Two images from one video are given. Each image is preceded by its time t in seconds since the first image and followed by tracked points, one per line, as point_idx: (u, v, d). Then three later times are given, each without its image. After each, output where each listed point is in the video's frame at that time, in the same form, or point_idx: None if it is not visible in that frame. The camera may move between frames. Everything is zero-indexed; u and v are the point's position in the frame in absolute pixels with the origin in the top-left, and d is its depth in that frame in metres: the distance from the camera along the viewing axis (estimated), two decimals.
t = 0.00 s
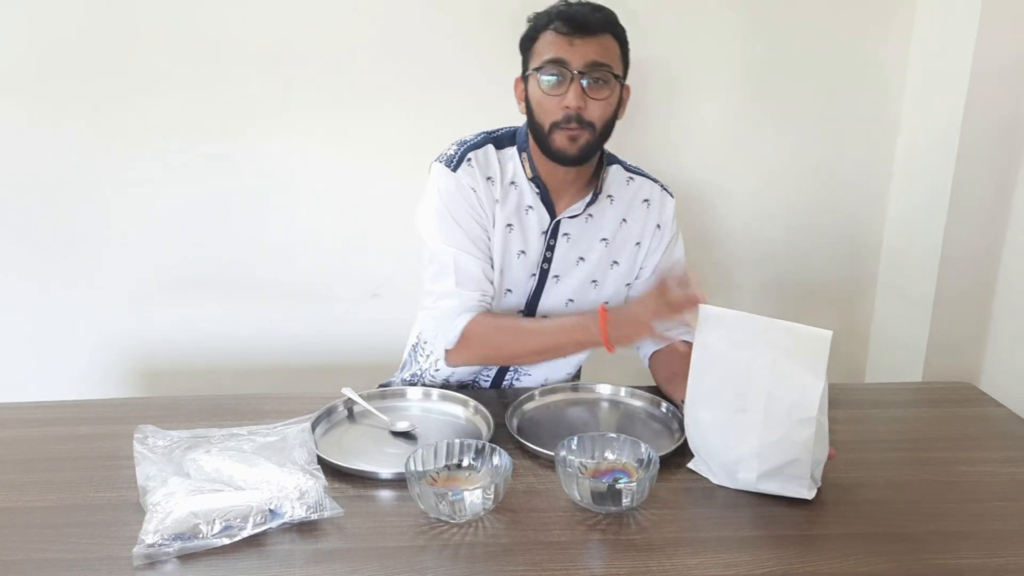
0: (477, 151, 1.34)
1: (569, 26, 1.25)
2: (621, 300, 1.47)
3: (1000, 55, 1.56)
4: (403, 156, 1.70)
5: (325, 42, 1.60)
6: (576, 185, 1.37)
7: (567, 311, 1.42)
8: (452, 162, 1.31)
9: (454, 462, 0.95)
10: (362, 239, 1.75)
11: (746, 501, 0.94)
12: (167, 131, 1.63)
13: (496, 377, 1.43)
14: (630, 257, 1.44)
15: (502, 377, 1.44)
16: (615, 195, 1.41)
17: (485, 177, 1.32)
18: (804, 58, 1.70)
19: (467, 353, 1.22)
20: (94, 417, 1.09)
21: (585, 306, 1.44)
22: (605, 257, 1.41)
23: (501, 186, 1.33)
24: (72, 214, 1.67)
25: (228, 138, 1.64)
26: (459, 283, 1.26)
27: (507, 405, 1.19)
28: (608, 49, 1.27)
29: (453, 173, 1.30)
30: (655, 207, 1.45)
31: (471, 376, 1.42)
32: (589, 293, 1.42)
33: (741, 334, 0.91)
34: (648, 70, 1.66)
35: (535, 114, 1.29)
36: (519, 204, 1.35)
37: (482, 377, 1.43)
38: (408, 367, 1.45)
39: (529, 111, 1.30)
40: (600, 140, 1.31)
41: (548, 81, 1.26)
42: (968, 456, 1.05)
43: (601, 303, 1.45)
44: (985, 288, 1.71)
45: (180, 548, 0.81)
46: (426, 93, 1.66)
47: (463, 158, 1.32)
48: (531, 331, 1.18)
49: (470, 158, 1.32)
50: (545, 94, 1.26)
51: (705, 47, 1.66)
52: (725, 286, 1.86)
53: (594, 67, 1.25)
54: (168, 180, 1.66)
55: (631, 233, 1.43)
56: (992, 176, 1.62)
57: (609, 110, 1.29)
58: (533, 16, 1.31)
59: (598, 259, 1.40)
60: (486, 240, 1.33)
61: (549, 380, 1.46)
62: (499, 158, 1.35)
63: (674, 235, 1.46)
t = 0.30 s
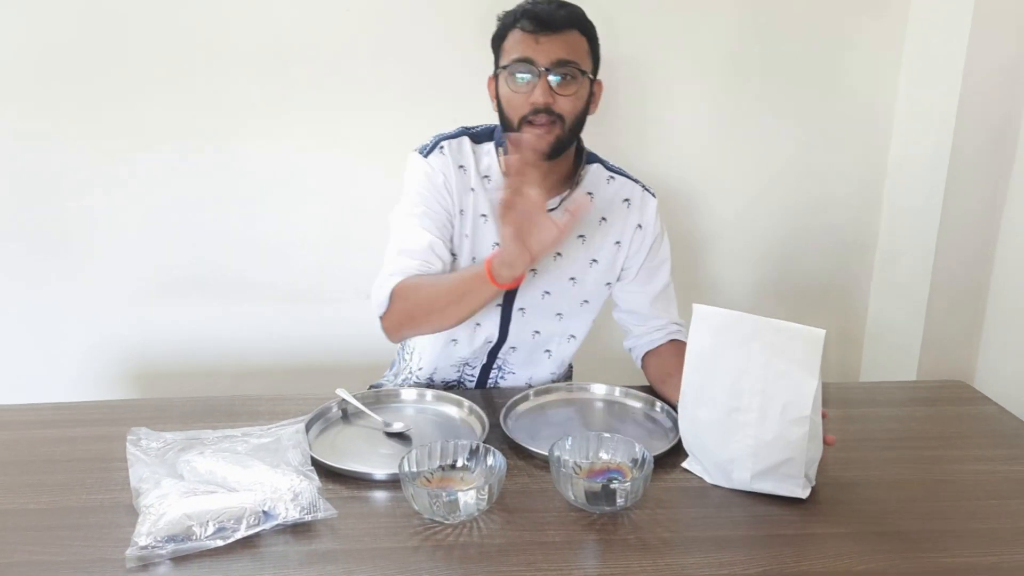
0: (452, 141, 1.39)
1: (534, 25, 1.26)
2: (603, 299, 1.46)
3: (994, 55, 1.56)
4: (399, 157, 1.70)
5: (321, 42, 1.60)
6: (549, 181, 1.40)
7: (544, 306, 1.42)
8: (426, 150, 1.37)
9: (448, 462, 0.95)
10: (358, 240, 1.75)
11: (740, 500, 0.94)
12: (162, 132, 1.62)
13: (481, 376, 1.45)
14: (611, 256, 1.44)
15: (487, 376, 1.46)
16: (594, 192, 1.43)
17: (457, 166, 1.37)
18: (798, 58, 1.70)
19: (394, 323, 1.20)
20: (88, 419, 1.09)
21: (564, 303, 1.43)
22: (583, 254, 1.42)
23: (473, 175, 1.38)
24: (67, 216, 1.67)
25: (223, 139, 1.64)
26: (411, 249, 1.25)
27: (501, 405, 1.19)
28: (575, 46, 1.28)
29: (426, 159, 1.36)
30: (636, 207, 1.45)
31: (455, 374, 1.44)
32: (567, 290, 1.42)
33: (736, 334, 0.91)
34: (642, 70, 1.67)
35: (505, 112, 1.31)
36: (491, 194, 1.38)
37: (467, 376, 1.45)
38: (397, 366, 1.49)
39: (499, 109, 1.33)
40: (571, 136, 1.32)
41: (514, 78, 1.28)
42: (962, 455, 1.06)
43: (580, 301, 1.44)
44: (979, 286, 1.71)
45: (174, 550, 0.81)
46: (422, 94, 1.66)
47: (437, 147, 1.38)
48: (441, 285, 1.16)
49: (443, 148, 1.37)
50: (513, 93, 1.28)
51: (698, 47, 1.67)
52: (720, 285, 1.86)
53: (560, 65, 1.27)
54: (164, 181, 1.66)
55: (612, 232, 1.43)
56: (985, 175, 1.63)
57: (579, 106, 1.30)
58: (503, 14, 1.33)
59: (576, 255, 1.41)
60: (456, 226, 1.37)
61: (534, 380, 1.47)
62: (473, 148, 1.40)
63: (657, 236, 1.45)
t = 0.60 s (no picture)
0: (431, 142, 1.40)
1: (493, 23, 1.27)
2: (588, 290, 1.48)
3: (989, 54, 1.56)
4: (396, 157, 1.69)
5: (316, 42, 1.60)
6: (531, 176, 1.40)
7: (530, 301, 1.43)
8: (405, 153, 1.39)
9: (445, 461, 0.95)
10: (355, 239, 1.74)
11: (737, 498, 0.94)
12: (157, 132, 1.62)
13: (474, 375, 1.46)
14: (593, 248, 1.46)
15: (479, 375, 1.46)
16: (575, 186, 1.44)
17: (437, 167, 1.38)
18: (792, 56, 1.70)
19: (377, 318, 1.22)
20: (83, 419, 1.09)
21: (550, 297, 1.44)
22: (566, 247, 1.44)
23: (453, 175, 1.38)
24: (61, 216, 1.66)
25: (218, 138, 1.64)
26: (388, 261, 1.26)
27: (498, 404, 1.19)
28: (536, 38, 1.28)
29: (404, 161, 1.37)
30: (616, 198, 1.47)
31: (448, 375, 1.44)
32: (552, 284, 1.44)
33: (733, 332, 0.91)
34: (637, 69, 1.67)
35: (474, 111, 1.33)
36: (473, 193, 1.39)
37: (460, 376, 1.45)
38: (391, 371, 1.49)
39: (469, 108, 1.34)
40: (545, 126, 1.33)
41: (479, 77, 1.29)
42: (958, 452, 1.06)
43: (565, 294, 1.45)
44: (975, 284, 1.72)
45: (170, 550, 0.81)
46: (418, 93, 1.65)
47: (416, 149, 1.38)
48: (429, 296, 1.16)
49: (421, 150, 1.38)
50: (479, 92, 1.30)
51: (693, 46, 1.67)
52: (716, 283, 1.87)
53: (523, 59, 1.28)
54: (159, 181, 1.65)
55: (593, 224, 1.46)
56: (980, 173, 1.63)
57: (546, 96, 1.31)
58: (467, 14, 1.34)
59: (559, 248, 1.43)
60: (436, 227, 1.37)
61: (526, 379, 1.47)
62: (452, 149, 1.41)
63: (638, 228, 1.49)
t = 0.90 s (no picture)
0: (407, 146, 1.41)
1: (433, 44, 1.26)
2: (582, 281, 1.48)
3: (987, 51, 1.57)
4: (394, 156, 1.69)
5: (314, 41, 1.59)
6: (512, 175, 1.39)
7: (524, 296, 1.43)
8: (381, 157, 1.42)
9: (445, 460, 0.95)
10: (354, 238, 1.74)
11: (737, 496, 0.94)
12: (155, 131, 1.62)
13: (473, 373, 1.45)
14: (583, 238, 1.45)
15: (479, 373, 1.45)
16: (558, 178, 1.42)
17: (410, 171, 1.41)
18: (790, 54, 1.70)
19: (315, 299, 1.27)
20: (81, 419, 1.08)
21: (544, 291, 1.44)
22: (555, 240, 1.43)
23: (427, 179, 1.41)
24: (59, 216, 1.66)
25: (216, 138, 1.63)
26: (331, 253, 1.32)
27: (497, 402, 1.19)
28: (477, 56, 1.26)
29: (378, 166, 1.42)
30: (602, 187, 1.45)
31: (447, 374, 1.45)
32: (544, 278, 1.43)
33: (731, 329, 0.91)
34: (635, 67, 1.67)
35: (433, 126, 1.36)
36: (453, 194, 1.40)
37: (460, 374, 1.46)
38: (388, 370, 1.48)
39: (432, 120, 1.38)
40: (495, 141, 1.31)
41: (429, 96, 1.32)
42: (958, 449, 1.06)
43: (560, 286, 1.45)
44: (973, 281, 1.72)
45: (169, 550, 0.81)
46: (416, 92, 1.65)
47: (390, 153, 1.41)
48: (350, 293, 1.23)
49: (395, 155, 1.41)
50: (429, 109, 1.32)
51: (692, 44, 1.67)
52: (714, 281, 1.87)
53: (462, 80, 1.27)
54: (157, 180, 1.65)
55: (580, 214, 1.44)
56: (978, 171, 1.63)
57: (490, 115, 1.29)
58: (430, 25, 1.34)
59: (547, 241, 1.42)
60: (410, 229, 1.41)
61: (525, 376, 1.46)
62: (427, 152, 1.41)
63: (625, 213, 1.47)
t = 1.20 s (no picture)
0: (378, 148, 1.41)
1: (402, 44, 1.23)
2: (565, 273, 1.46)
3: (986, 51, 1.57)
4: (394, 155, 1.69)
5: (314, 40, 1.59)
6: (486, 172, 1.37)
7: (507, 292, 1.42)
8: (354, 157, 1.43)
9: (445, 458, 0.95)
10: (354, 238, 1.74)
11: (738, 494, 0.94)
12: (155, 131, 1.62)
13: (466, 372, 1.46)
14: (564, 230, 1.42)
15: (471, 372, 1.46)
16: (537, 171, 1.39)
17: (378, 173, 1.40)
18: (790, 53, 1.70)
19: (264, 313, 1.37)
20: (82, 419, 1.08)
21: (527, 286, 1.42)
22: (535, 234, 1.41)
23: (397, 180, 1.39)
24: (59, 215, 1.66)
25: (215, 137, 1.63)
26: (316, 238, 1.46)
27: (498, 401, 1.19)
28: (445, 56, 1.23)
29: (350, 167, 1.42)
30: (584, 178, 1.42)
31: (440, 374, 1.45)
32: (527, 273, 1.42)
33: (733, 327, 0.91)
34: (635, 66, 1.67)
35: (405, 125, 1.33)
36: (428, 194, 1.38)
37: (453, 374, 1.46)
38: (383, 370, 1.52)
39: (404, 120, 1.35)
40: (468, 141, 1.29)
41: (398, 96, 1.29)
42: (958, 447, 1.06)
43: (543, 279, 1.44)
44: (972, 279, 1.72)
45: (171, 548, 0.81)
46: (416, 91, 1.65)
47: (362, 154, 1.41)
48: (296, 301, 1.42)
49: (366, 157, 1.41)
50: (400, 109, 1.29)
51: (691, 43, 1.67)
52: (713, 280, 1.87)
53: (431, 80, 1.24)
54: (158, 180, 1.65)
55: (561, 207, 1.41)
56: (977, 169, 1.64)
57: (461, 115, 1.26)
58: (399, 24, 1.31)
59: (528, 235, 1.40)
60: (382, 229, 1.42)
61: (518, 372, 1.47)
62: (400, 153, 1.40)
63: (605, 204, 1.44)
